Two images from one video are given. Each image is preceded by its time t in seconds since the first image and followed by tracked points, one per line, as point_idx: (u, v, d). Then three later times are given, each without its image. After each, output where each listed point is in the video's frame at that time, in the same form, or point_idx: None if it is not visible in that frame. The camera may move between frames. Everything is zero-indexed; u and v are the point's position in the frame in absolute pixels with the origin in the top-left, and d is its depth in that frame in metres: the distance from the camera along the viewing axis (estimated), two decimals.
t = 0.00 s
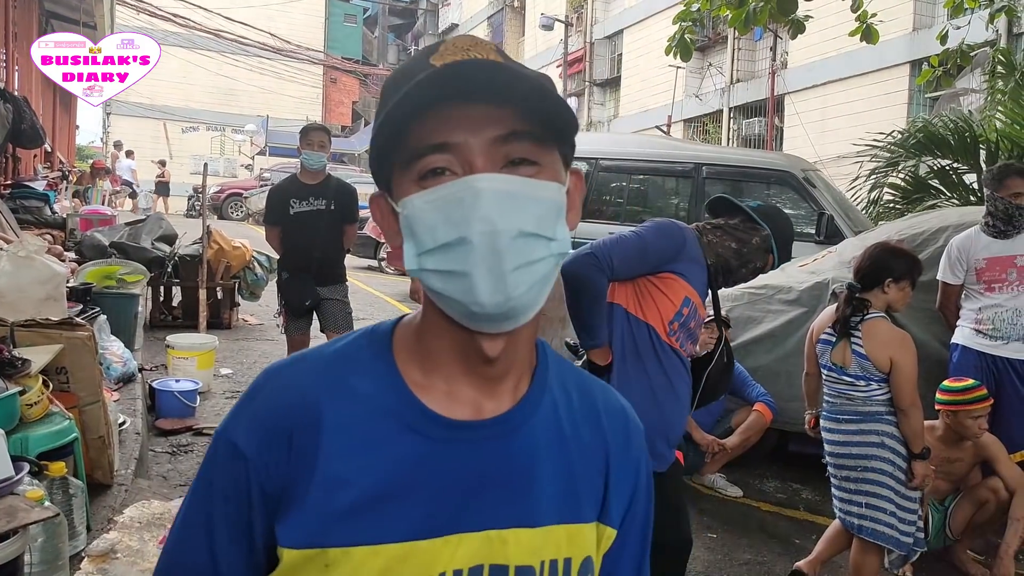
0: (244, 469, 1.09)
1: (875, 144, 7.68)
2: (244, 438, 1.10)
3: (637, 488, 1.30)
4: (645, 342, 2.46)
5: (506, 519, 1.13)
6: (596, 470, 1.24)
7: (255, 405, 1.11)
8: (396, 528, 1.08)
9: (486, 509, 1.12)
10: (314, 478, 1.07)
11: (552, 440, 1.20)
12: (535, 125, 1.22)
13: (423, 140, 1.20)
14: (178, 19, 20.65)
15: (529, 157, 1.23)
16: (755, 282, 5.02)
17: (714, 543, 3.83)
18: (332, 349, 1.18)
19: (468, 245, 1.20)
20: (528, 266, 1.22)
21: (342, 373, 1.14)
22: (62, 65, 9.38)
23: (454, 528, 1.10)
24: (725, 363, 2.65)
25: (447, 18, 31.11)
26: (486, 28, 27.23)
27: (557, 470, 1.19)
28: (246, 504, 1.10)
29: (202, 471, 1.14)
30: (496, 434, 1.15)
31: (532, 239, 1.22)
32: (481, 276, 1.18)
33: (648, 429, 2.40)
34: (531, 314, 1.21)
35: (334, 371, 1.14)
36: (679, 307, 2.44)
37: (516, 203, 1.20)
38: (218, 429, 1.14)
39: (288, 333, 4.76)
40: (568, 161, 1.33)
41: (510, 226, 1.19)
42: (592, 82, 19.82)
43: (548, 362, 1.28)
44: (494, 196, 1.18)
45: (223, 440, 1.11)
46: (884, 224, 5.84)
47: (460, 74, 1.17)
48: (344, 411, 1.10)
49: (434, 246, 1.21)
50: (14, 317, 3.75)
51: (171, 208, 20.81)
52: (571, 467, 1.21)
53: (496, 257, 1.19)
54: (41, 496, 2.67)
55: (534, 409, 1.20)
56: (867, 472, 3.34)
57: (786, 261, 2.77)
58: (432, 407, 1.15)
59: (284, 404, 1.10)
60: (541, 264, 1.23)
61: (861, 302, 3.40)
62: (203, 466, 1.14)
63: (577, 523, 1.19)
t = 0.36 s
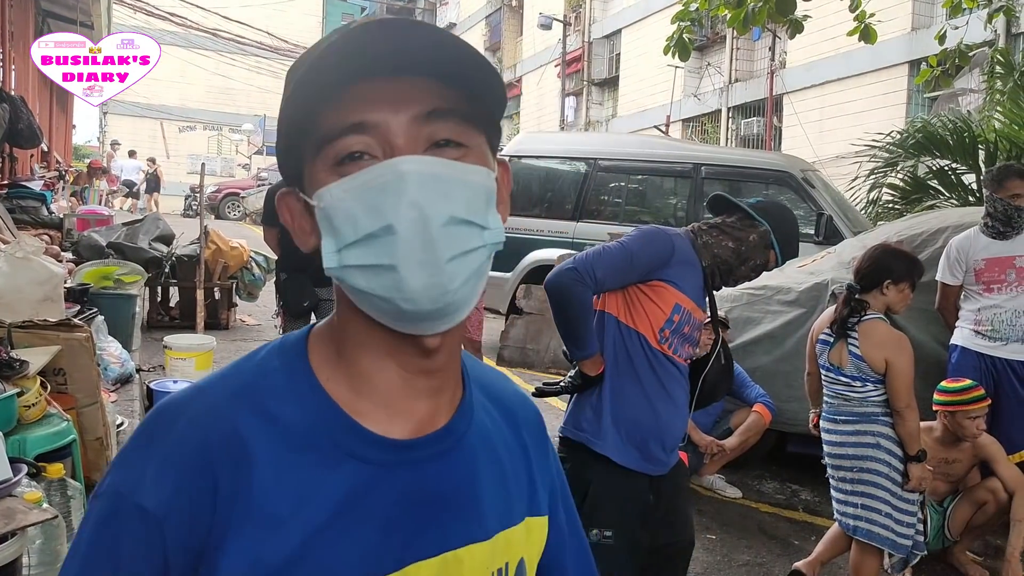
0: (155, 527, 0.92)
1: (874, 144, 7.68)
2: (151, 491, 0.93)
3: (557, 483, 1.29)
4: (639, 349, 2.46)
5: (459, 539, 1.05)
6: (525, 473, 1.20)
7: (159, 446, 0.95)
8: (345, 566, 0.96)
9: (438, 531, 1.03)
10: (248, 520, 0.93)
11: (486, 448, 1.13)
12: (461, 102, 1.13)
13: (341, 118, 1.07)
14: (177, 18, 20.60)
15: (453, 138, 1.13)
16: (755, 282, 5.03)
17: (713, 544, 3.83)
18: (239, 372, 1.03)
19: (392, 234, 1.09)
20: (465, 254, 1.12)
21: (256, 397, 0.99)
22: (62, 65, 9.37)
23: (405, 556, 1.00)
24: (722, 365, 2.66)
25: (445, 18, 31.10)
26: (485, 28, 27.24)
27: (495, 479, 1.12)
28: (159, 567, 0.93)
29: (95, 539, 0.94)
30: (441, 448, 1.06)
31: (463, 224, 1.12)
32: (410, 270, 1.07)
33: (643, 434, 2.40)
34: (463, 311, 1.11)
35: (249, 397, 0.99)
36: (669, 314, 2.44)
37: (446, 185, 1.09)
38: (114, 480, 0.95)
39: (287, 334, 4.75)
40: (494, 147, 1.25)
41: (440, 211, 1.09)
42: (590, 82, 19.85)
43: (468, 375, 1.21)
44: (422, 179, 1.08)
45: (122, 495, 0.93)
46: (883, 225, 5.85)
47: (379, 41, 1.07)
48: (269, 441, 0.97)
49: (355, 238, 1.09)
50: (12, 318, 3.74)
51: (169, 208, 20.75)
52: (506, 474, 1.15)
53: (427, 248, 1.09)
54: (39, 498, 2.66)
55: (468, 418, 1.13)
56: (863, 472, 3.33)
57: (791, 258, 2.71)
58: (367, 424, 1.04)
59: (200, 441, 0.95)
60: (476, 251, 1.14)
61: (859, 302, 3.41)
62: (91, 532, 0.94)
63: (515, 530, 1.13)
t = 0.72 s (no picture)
0: None
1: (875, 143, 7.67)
2: (166, 554, 0.79)
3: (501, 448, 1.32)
4: (640, 348, 2.44)
5: (457, 519, 1.07)
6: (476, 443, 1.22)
7: (161, 505, 0.81)
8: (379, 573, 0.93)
9: (442, 517, 1.03)
10: (284, 555, 0.85)
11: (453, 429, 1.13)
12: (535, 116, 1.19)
13: (428, 105, 0.95)
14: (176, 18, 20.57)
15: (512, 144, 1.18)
16: (759, 282, 5.02)
17: (719, 544, 3.81)
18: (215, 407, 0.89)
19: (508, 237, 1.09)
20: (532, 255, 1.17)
21: (250, 422, 0.89)
22: (62, 65, 9.38)
23: (425, 549, 1.00)
24: (728, 364, 2.62)
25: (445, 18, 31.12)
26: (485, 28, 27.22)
27: (463, 456, 1.13)
28: None
29: None
30: (434, 439, 1.05)
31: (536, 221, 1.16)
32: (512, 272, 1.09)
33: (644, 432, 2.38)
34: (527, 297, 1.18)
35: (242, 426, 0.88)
36: (668, 312, 2.41)
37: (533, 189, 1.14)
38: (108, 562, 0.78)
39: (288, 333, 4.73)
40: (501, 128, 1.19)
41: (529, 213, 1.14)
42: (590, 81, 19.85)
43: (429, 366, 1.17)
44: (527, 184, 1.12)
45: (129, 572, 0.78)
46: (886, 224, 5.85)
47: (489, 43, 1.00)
48: (280, 470, 0.88)
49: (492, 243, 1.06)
50: (13, 318, 3.72)
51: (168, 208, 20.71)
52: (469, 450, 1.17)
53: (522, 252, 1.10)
54: (41, 498, 2.64)
55: (440, 405, 1.10)
56: (871, 473, 3.32)
57: (800, 256, 2.69)
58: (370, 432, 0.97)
59: (212, 486, 0.83)
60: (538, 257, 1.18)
61: (866, 302, 3.38)
62: None
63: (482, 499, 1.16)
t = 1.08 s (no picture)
0: None
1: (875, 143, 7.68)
2: (143, 539, 0.82)
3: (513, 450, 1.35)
4: (639, 348, 2.43)
5: (448, 525, 1.07)
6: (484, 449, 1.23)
7: (142, 491, 0.84)
8: (359, 574, 0.94)
9: (434, 521, 1.04)
10: (259, 548, 0.87)
11: (455, 432, 1.14)
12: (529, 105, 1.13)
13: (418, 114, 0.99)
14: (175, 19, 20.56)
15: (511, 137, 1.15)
16: (760, 282, 5.03)
17: (718, 544, 3.81)
18: (206, 399, 0.92)
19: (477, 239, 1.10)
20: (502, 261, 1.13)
21: (240, 416, 0.92)
22: (62, 65, 9.37)
23: (410, 552, 1.00)
24: (728, 361, 2.61)
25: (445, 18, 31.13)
26: (485, 28, 27.21)
27: (465, 461, 1.15)
28: None
29: None
30: (426, 443, 1.05)
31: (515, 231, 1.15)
32: (456, 280, 1.05)
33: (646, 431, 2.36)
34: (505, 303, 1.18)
35: (228, 421, 0.91)
36: (668, 310, 2.41)
37: (512, 197, 1.14)
38: (86, 539, 0.82)
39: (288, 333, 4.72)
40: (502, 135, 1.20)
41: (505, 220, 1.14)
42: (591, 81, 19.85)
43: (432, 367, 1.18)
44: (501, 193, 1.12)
45: (107, 552, 0.81)
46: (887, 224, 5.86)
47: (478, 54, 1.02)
48: (265, 465, 0.90)
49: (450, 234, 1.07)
50: (14, 318, 3.72)
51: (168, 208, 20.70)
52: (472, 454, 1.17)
53: (466, 261, 1.07)
54: (42, 498, 2.64)
55: (441, 408, 1.12)
56: (876, 472, 3.31)
57: (797, 252, 2.68)
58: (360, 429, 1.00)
59: (193, 477, 0.86)
60: (515, 268, 1.14)
61: (868, 301, 3.39)
62: None
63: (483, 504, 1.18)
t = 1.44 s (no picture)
0: (139, 523, 0.91)
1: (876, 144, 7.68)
2: (130, 487, 0.91)
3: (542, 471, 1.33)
4: (637, 346, 2.44)
5: (440, 523, 1.08)
6: (505, 457, 1.23)
7: (136, 444, 0.93)
8: (326, 554, 0.98)
9: (419, 518, 1.05)
10: (230, 514, 0.93)
11: (464, 431, 1.16)
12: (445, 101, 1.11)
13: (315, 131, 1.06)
14: (175, 20, 20.53)
15: (440, 140, 1.13)
16: (760, 283, 5.04)
17: (719, 544, 3.81)
18: (209, 372, 1.01)
19: (382, 241, 1.10)
20: (408, 268, 1.10)
21: (235, 390, 0.99)
22: (62, 66, 9.36)
23: (390, 541, 1.03)
24: (727, 360, 2.61)
25: (446, 18, 31.12)
26: (486, 29, 27.21)
27: (473, 462, 1.15)
28: (143, 566, 0.92)
29: (77, 540, 0.92)
30: (419, 437, 1.08)
31: (446, 235, 1.14)
32: (344, 287, 1.09)
33: (646, 431, 2.37)
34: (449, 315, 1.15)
35: (227, 393, 0.99)
36: (668, 309, 2.42)
37: (435, 197, 1.11)
38: (91, 477, 0.93)
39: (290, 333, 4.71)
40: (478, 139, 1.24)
41: (428, 222, 1.12)
42: (591, 82, 19.84)
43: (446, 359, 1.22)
44: (413, 190, 1.09)
45: (102, 493, 0.91)
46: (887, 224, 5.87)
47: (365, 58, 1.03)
48: (248, 436, 0.97)
49: (341, 244, 1.10)
50: (15, 319, 3.73)
51: (169, 208, 20.67)
52: (485, 457, 1.17)
53: (343, 271, 1.09)
54: (43, 499, 2.63)
55: (447, 405, 1.14)
56: (876, 472, 3.31)
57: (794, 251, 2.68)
58: (348, 417, 1.04)
59: (179, 440, 0.93)
60: (437, 280, 1.12)
61: (869, 302, 3.40)
62: (75, 533, 0.92)
63: (498, 512, 1.17)
